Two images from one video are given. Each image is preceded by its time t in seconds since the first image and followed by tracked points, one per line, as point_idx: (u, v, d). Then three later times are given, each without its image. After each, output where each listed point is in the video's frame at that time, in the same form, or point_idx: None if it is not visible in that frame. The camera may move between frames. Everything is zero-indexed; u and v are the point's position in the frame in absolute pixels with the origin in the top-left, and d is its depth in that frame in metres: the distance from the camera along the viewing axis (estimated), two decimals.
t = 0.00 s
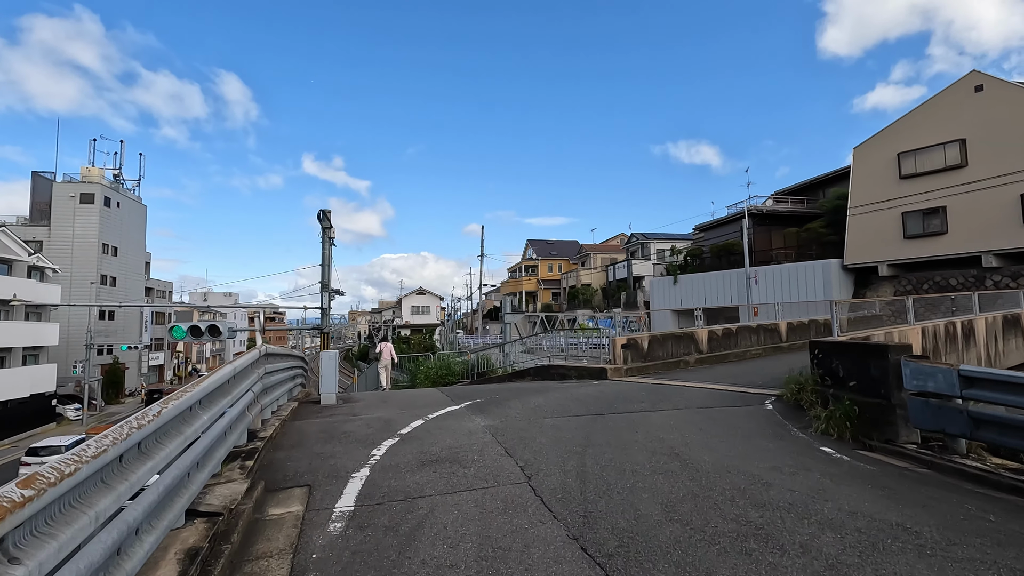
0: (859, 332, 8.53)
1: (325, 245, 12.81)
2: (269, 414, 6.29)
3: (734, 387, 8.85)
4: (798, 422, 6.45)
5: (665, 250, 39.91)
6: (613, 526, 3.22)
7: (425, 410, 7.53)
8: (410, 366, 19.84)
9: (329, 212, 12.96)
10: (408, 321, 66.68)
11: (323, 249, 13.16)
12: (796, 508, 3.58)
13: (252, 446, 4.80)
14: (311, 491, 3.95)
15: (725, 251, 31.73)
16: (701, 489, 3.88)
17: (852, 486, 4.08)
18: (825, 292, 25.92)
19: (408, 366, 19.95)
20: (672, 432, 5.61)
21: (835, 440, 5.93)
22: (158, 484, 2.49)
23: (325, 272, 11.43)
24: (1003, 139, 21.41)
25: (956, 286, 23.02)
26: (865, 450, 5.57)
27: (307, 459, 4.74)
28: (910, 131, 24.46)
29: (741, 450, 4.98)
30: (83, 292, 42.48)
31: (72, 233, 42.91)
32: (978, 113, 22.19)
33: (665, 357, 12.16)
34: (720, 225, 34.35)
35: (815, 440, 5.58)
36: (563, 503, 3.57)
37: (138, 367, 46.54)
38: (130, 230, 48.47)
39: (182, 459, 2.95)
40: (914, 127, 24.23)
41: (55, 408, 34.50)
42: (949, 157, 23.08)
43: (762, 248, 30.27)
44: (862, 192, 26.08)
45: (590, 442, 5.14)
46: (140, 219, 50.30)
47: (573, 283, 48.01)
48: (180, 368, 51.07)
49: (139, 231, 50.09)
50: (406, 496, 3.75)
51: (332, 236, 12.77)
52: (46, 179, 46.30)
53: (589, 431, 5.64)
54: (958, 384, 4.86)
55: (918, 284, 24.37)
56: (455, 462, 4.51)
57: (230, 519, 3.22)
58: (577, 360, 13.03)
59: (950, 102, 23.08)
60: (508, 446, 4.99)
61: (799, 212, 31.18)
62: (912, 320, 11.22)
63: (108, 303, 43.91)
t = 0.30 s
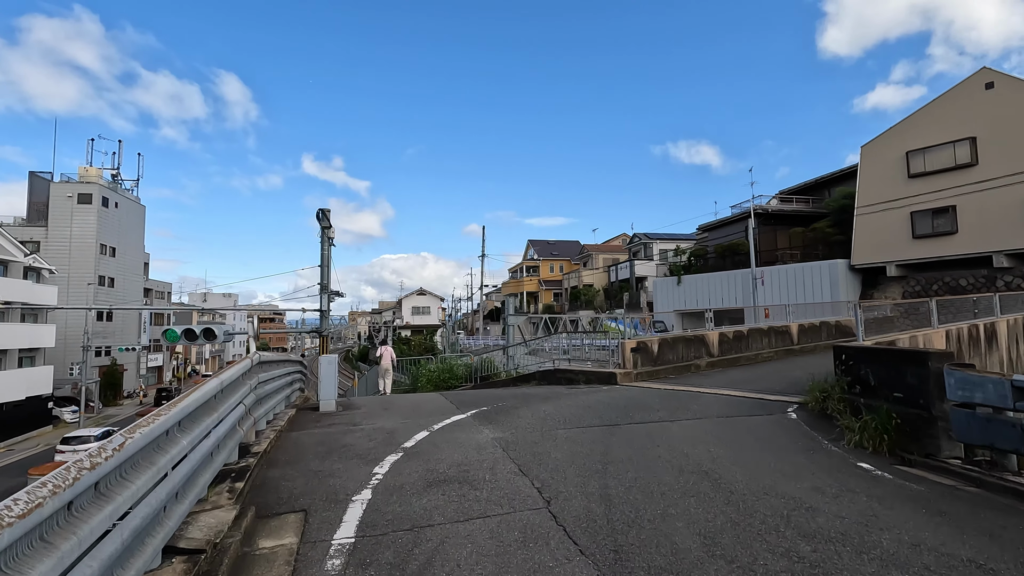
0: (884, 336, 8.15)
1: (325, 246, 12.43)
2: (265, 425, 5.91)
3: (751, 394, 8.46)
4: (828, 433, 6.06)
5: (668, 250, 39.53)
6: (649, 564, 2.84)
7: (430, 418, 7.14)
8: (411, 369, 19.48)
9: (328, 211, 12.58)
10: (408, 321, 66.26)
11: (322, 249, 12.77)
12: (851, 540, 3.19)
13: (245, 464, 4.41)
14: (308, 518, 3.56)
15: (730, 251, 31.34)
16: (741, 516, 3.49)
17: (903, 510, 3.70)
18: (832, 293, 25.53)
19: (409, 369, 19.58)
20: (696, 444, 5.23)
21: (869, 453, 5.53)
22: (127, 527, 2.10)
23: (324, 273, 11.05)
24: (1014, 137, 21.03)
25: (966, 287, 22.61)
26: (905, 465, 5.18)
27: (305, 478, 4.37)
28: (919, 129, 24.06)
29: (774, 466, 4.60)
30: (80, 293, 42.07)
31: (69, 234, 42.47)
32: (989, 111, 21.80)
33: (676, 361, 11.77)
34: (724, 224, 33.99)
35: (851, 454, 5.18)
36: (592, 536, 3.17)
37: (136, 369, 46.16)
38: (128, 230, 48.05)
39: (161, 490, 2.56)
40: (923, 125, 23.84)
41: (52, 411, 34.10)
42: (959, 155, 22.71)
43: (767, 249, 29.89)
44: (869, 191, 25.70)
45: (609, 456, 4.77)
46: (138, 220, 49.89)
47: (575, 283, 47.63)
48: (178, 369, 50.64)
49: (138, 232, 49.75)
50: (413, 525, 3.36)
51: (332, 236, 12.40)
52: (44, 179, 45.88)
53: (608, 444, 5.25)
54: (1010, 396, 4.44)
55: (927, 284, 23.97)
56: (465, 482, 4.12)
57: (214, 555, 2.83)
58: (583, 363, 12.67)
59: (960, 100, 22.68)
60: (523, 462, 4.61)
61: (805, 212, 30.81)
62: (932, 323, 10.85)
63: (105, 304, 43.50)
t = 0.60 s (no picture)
0: (919, 337, 7.69)
1: (327, 244, 12.00)
2: (262, 434, 5.48)
3: (777, 399, 7.99)
4: (870, 442, 5.60)
5: (674, 250, 39.08)
6: None
7: (439, 425, 6.70)
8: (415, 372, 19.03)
9: (330, 208, 12.16)
10: (411, 322, 65.85)
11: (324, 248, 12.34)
12: None
13: (237, 481, 3.98)
14: (306, 546, 3.13)
15: (737, 250, 30.85)
16: (802, 546, 3.04)
17: (983, 536, 3.26)
18: (843, 293, 25.02)
19: (414, 371, 19.13)
20: (734, 457, 4.76)
21: (919, 465, 5.07)
22: None
23: (326, 273, 10.64)
24: None
25: (983, 287, 22.08)
26: (961, 477, 4.72)
27: (305, 497, 3.94)
28: (933, 125, 23.55)
29: (824, 483, 4.14)
30: (81, 295, 41.73)
31: (70, 235, 42.15)
32: (1005, 106, 21.31)
33: (692, 363, 11.32)
34: (732, 224, 33.52)
35: (901, 467, 4.72)
36: (635, 571, 2.73)
37: (138, 370, 45.78)
38: (130, 231, 47.73)
39: (132, 525, 2.12)
40: (937, 121, 23.35)
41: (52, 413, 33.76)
42: (975, 152, 22.22)
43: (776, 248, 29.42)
44: (881, 189, 25.21)
45: (640, 472, 4.32)
46: (140, 221, 49.58)
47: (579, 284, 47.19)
48: (179, 371, 50.28)
49: (140, 233, 49.47)
50: (428, 558, 2.92)
51: (334, 235, 11.98)
52: (45, 180, 45.59)
53: (637, 456, 4.80)
54: None
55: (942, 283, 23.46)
56: (482, 502, 3.68)
57: None
58: (595, 364, 12.17)
59: (975, 95, 22.20)
60: (546, 479, 4.16)
61: (814, 211, 30.33)
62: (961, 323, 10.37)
63: (106, 306, 43.16)
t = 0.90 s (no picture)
0: (952, 343, 7.31)
1: (329, 244, 11.65)
2: (260, 449, 5.12)
3: (801, 407, 7.62)
4: (911, 456, 5.22)
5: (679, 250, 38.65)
6: None
7: (447, 436, 6.35)
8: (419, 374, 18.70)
9: (333, 207, 11.82)
10: (413, 322, 65.49)
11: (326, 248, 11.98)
12: None
13: (232, 506, 3.63)
14: None
15: (744, 250, 30.42)
16: None
17: None
18: (853, 294, 24.61)
19: (418, 374, 18.79)
20: (769, 476, 4.39)
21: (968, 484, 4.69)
22: None
23: (328, 274, 10.29)
24: None
25: (997, 287, 21.65)
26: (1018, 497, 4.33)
27: (307, 524, 3.59)
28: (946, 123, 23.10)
29: (873, 507, 3.78)
30: (82, 295, 41.49)
31: (72, 235, 41.92)
32: (1021, 103, 20.86)
33: (706, 367, 10.96)
34: (739, 223, 33.11)
35: (953, 488, 4.35)
36: None
37: (140, 371, 45.51)
38: (131, 230, 47.48)
39: None
40: (950, 118, 22.89)
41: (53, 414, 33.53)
42: (989, 150, 21.77)
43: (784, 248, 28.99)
44: (892, 188, 24.77)
45: (671, 494, 3.96)
46: (142, 221, 49.33)
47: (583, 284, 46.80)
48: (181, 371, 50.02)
49: (142, 233, 49.23)
50: None
51: (336, 235, 11.64)
52: (47, 180, 45.31)
53: (664, 475, 4.43)
54: None
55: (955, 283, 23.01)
56: (501, 532, 3.32)
57: None
58: (609, 366, 11.69)
59: (989, 92, 21.75)
60: (570, 503, 3.79)
61: (823, 210, 29.89)
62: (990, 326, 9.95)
63: (108, 306, 42.93)
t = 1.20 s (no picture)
0: (987, 342, 6.94)
1: (330, 239, 11.29)
2: (256, 453, 4.76)
3: (825, 408, 7.26)
4: (954, 463, 4.85)
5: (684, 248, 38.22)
6: None
7: (455, 439, 5.99)
8: (422, 373, 18.37)
9: (334, 201, 11.46)
10: (416, 321, 65.09)
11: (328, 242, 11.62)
12: None
13: (222, 520, 3.27)
14: None
15: (751, 247, 29.92)
16: None
17: None
18: (863, 292, 24.22)
19: (421, 373, 18.43)
20: (809, 486, 4.03)
21: None
22: None
23: (330, 269, 9.95)
24: None
25: (1011, 286, 21.23)
26: None
27: (305, 540, 3.23)
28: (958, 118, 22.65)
29: (929, 521, 3.45)
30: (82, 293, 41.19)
31: (73, 233, 41.60)
32: None
33: (720, 366, 10.60)
34: (746, 221, 32.70)
35: (1010, 498, 3.98)
36: None
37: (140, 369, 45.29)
38: (132, 228, 47.16)
39: None
40: (962, 113, 22.45)
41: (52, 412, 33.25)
42: (1003, 146, 21.30)
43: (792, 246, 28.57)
44: (903, 184, 24.34)
45: (707, 507, 3.60)
46: (143, 219, 49.00)
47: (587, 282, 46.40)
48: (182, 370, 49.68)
49: (142, 231, 48.91)
50: None
51: (338, 229, 11.29)
52: (47, 176, 45.02)
53: (695, 485, 4.06)
54: None
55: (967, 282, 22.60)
56: (522, 551, 2.97)
57: None
58: (618, 366, 11.28)
59: (1003, 86, 21.30)
60: (596, 517, 3.43)
61: (831, 207, 29.47)
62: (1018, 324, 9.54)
63: (109, 304, 42.63)
